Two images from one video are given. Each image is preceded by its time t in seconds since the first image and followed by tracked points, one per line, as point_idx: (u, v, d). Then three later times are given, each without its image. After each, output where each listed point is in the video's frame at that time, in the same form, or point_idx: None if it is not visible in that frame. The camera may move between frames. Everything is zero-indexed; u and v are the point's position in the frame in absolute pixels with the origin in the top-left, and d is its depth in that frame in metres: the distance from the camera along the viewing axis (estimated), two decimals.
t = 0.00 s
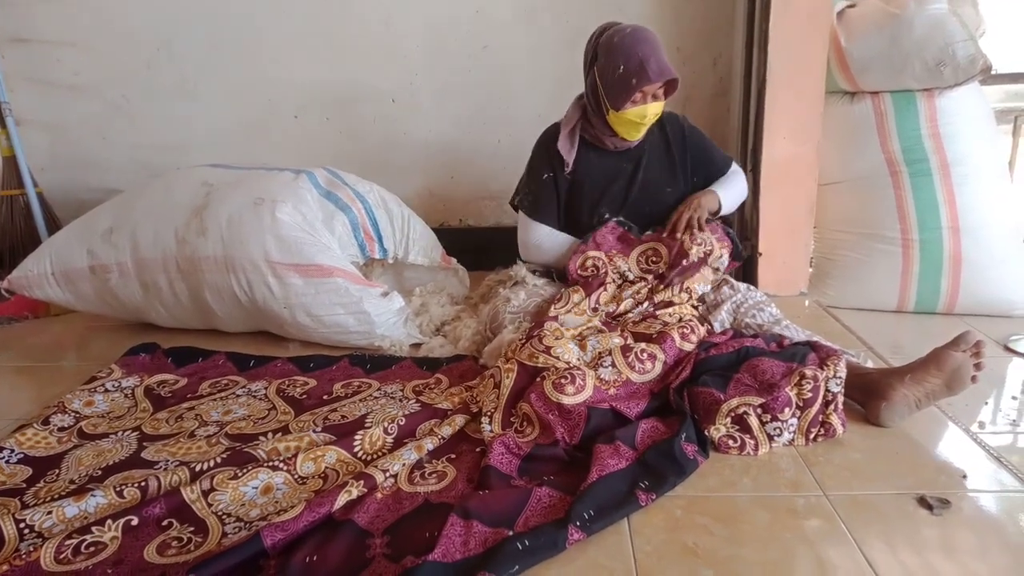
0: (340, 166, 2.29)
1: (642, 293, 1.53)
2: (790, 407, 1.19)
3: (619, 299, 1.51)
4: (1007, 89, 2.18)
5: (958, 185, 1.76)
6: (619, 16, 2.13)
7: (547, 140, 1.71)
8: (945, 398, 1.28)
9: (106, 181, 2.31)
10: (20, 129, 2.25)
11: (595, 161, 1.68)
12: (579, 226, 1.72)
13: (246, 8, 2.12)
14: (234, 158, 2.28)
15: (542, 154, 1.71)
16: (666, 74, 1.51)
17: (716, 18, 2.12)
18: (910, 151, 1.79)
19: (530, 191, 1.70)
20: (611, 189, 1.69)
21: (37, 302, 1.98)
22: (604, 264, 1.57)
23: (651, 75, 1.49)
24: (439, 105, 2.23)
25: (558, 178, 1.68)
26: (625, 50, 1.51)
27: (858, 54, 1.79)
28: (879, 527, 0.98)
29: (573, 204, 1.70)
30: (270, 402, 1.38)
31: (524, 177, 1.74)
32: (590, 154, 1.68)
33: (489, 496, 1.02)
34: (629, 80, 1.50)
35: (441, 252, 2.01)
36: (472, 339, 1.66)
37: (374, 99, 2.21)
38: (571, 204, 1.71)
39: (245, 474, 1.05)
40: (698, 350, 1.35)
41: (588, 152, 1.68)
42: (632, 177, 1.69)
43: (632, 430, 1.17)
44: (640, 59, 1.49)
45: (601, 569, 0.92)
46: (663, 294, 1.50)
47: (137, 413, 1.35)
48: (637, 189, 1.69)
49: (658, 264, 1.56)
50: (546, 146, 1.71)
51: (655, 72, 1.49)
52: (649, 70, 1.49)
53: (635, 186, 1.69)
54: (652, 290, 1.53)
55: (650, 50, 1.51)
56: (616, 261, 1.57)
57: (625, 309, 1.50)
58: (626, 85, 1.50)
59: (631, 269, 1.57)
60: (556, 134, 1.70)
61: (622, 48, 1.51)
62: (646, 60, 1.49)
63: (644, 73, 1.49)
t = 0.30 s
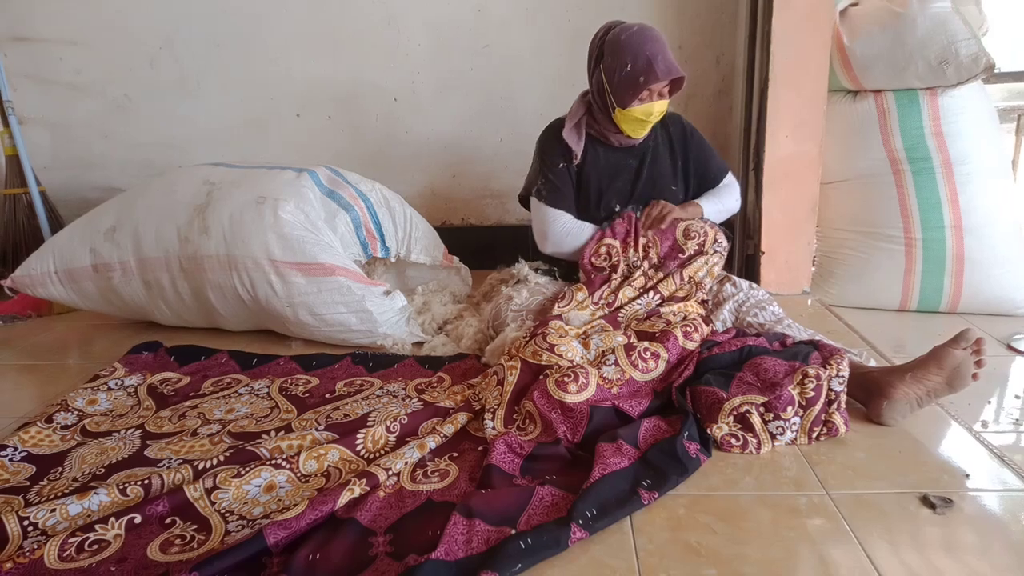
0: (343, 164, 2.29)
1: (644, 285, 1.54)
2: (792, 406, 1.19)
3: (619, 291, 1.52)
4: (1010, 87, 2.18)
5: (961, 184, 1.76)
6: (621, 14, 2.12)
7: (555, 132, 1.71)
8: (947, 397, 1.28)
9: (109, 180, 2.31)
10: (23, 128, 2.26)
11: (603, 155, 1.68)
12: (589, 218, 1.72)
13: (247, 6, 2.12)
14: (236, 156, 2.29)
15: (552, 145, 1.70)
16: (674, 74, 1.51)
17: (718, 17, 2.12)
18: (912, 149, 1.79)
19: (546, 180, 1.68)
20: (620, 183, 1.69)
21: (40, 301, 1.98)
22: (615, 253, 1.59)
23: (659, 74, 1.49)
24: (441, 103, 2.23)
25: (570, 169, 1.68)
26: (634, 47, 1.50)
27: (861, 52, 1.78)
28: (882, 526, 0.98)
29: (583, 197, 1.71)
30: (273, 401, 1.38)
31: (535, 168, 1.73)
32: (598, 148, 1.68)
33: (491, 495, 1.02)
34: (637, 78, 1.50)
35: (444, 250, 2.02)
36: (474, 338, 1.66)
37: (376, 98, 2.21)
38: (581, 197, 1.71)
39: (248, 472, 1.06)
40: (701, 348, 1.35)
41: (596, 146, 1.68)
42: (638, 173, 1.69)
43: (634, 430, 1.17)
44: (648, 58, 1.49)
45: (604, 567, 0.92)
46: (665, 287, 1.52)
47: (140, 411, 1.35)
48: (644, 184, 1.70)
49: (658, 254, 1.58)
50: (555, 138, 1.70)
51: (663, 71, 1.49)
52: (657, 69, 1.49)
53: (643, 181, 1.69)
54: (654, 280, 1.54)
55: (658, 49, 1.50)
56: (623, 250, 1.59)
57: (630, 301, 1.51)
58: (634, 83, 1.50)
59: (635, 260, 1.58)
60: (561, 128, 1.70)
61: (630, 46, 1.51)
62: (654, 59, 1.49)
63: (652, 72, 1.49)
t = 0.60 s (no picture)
0: (346, 161, 2.29)
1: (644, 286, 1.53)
2: (796, 404, 1.19)
3: (619, 290, 1.51)
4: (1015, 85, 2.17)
5: (966, 182, 1.76)
6: (625, 11, 2.12)
7: (559, 130, 1.71)
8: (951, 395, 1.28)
9: (112, 176, 2.31)
10: (26, 124, 2.26)
11: (607, 152, 1.69)
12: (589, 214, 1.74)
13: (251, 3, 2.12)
14: (239, 153, 2.29)
15: (555, 141, 1.71)
16: (680, 68, 1.50)
17: (722, 14, 2.11)
18: (917, 146, 1.79)
19: (542, 178, 1.69)
20: (623, 181, 1.69)
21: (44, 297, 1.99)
22: (611, 246, 1.58)
23: (666, 69, 1.48)
24: (445, 100, 2.22)
25: (570, 166, 1.69)
26: (640, 41, 1.49)
27: (865, 49, 1.78)
28: (886, 524, 0.98)
29: (584, 194, 1.72)
30: (276, 397, 1.38)
31: (536, 165, 1.74)
32: (601, 145, 1.68)
33: (494, 491, 1.02)
34: (642, 72, 1.49)
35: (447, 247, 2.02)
36: (477, 335, 1.66)
37: (379, 95, 2.21)
38: (582, 195, 1.73)
39: (251, 468, 1.06)
40: (704, 346, 1.35)
41: (600, 143, 1.69)
42: (642, 170, 1.70)
43: (637, 427, 1.17)
44: (654, 53, 1.48)
45: (606, 564, 0.92)
46: (664, 291, 1.50)
47: (144, 407, 1.36)
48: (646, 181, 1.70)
49: (642, 237, 1.57)
50: (559, 135, 1.71)
51: (670, 65, 1.48)
52: (663, 64, 1.48)
53: (645, 178, 1.70)
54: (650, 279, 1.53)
55: (665, 43, 1.50)
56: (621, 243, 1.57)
57: (629, 298, 1.51)
58: (640, 77, 1.50)
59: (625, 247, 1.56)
60: (566, 125, 1.70)
61: (636, 40, 1.50)
62: (660, 54, 1.49)
63: (658, 67, 1.48)
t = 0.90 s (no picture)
0: (349, 157, 2.29)
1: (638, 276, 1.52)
2: (798, 402, 1.19)
3: (611, 278, 1.51)
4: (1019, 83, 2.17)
5: (970, 180, 1.75)
6: (629, 7, 2.11)
7: (563, 124, 1.71)
8: (954, 394, 1.28)
9: (115, 171, 2.31)
10: (29, 119, 2.26)
11: (607, 148, 1.69)
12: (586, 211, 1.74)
13: None
14: (242, 148, 2.28)
15: (557, 136, 1.71)
16: (681, 67, 1.50)
17: (726, 11, 2.11)
18: (920, 144, 1.78)
19: (549, 172, 1.69)
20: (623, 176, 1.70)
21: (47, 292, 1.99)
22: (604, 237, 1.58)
23: (666, 67, 1.48)
24: (447, 96, 2.22)
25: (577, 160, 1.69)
26: (643, 38, 1.50)
27: (870, 46, 1.77)
28: (888, 522, 0.98)
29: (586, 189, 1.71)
30: (279, 393, 1.38)
31: (541, 159, 1.74)
32: (601, 140, 1.69)
33: (496, 487, 1.02)
34: (643, 70, 1.49)
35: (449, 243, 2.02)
36: (480, 331, 1.66)
37: (382, 91, 2.21)
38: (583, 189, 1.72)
39: (254, 464, 1.06)
40: (707, 343, 1.35)
41: (601, 139, 1.69)
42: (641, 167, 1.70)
43: (640, 423, 1.17)
44: (656, 50, 1.48)
45: (608, 560, 0.93)
46: (656, 275, 1.49)
47: (146, 403, 1.36)
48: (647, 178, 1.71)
49: (625, 224, 1.60)
50: (561, 129, 1.71)
51: (671, 64, 1.48)
52: (664, 62, 1.48)
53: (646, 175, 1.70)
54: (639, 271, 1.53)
55: (667, 41, 1.50)
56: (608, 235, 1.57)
57: (622, 285, 1.52)
58: (640, 75, 1.50)
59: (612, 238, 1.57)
60: (568, 120, 1.71)
61: (640, 37, 1.50)
62: (662, 51, 1.48)
63: (659, 64, 1.48)
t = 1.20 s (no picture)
0: (349, 155, 2.29)
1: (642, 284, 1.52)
2: (800, 400, 1.18)
3: (619, 286, 1.49)
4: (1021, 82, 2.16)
5: (971, 178, 1.75)
6: (631, 4, 2.11)
7: (558, 128, 1.71)
8: (955, 393, 1.28)
9: (116, 169, 2.31)
10: (30, 116, 2.26)
11: (604, 152, 1.69)
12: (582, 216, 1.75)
13: None
14: (242, 146, 2.28)
15: (551, 140, 1.72)
16: (676, 71, 1.49)
17: (728, 9, 2.10)
18: (922, 143, 1.78)
19: (527, 177, 1.73)
20: (615, 181, 1.70)
21: (47, 289, 1.99)
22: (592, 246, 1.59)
23: (659, 72, 1.48)
24: (449, 94, 2.22)
25: (558, 168, 1.71)
26: (638, 42, 1.49)
27: (872, 44, 1.77)
28: (888, 521, 0.98)
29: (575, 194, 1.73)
30: (279, 391, 1.38)
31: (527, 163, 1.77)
32: (599, 145, 1.69)
33: (497, 485, 1.02)
34: (637, 74, 1.49)
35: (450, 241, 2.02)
36: (480, 330, 1.66)
37: (383, 88, 2.21)
38: (574, 194, 1.73)
39: (255, 462, 1.06)
40: (708, 342, 1.35)
41: (598, 143, 1.69)
42: (639, 171, 1.70)
43: (640, 422, 1.17)
44: (651, 54, 1.48)
45: (608, 559, 0.93)
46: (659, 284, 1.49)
47: (147, 400, 1.36)
48: (644, 183, 1.70)
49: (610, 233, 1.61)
50: (558, 132, 1.71)
51: (664, 69, 1.48)
52: (658, 67, 1.48)
53: (644, 179, 1.69)
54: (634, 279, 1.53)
55: (663, 45, 1.49)
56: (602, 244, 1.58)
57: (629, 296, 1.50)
58: (634, 79, 1.50)
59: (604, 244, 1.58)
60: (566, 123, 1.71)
61: (636, 40, 1.50)
62: (656, 56, 1.48)
63: (652, 69, 1.48)
